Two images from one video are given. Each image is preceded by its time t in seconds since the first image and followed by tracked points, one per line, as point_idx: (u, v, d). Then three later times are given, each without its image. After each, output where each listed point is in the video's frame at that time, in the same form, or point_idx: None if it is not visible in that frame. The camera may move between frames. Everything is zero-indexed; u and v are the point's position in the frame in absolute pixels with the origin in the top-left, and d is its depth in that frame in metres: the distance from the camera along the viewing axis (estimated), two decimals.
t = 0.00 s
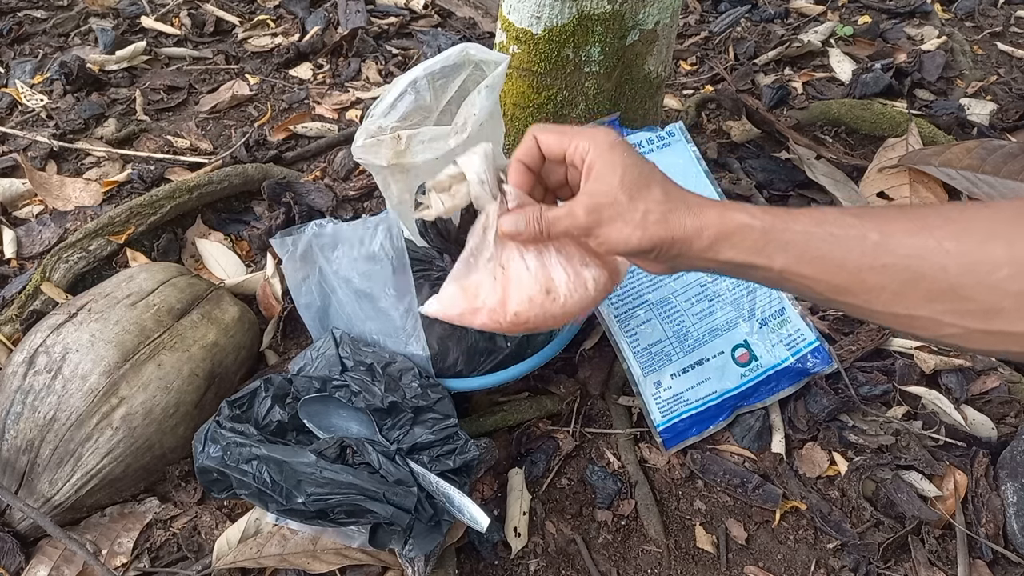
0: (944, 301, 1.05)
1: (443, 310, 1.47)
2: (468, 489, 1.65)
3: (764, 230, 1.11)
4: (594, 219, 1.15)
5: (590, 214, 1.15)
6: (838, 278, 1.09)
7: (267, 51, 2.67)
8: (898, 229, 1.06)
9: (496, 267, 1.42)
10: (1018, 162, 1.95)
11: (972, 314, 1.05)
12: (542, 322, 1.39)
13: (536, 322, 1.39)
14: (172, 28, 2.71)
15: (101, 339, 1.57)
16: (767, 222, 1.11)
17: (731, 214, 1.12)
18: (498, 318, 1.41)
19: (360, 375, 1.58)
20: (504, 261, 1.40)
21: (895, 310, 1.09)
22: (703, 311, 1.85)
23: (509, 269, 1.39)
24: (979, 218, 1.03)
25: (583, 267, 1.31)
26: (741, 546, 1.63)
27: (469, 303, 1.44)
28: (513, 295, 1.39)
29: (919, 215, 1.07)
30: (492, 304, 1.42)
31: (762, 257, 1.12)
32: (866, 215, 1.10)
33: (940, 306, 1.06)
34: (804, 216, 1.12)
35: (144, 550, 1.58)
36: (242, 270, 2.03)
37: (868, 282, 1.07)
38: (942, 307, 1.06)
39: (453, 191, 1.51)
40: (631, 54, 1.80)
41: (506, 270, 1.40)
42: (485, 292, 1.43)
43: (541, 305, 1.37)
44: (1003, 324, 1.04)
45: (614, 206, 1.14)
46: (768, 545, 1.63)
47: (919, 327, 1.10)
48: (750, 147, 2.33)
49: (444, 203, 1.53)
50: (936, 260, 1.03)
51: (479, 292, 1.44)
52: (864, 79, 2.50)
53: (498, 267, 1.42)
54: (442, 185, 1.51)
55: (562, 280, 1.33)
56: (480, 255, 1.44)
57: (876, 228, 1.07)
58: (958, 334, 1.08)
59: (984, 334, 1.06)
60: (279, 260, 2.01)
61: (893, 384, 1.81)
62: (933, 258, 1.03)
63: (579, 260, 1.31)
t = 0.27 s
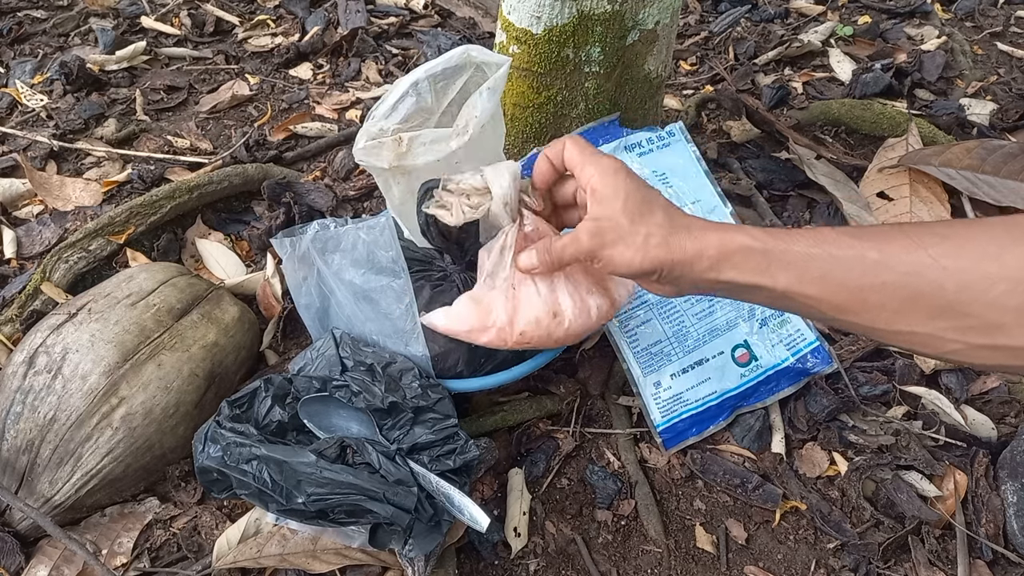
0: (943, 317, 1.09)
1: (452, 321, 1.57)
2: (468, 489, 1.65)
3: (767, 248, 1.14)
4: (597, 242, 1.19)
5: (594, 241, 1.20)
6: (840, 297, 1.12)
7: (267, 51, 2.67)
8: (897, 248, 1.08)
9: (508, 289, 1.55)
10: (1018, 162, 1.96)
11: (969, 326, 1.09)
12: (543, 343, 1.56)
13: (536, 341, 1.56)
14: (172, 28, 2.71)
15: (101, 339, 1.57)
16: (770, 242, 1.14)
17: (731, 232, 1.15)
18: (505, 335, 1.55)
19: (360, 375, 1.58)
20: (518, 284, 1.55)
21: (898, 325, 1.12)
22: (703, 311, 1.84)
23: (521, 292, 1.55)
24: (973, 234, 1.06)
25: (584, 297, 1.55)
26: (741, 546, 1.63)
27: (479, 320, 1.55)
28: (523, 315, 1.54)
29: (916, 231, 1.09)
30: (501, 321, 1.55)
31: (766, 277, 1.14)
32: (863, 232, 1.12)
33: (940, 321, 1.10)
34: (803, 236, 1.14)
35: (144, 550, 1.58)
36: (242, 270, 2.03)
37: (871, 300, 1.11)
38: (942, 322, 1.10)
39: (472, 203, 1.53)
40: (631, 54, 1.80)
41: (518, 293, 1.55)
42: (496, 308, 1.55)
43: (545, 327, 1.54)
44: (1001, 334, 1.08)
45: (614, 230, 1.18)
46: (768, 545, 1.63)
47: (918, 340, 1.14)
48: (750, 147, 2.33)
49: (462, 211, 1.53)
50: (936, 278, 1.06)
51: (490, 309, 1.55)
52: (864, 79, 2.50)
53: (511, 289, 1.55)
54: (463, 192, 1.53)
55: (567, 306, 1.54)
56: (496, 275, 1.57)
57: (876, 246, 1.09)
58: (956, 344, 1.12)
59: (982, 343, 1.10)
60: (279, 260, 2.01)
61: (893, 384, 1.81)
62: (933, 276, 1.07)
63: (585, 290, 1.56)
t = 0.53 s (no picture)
0: (923, 300, 1.01)
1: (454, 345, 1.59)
2: (468, 489, 1.65)
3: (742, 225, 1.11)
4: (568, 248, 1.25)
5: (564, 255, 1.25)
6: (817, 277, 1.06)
7: (267, 51, 2.67)
8: (873, 224, 1.02)
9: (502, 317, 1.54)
10: (1017, 162, 1.95)
11: (951, 310, 0.99)
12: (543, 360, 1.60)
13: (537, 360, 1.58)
14: (172, 28, 2.71)
15: (101, 339, 1.57)
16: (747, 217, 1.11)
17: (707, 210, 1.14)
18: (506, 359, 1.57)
19: (360, 375, 1.58)
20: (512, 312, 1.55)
21: (875, 305, 1.04)
22: (703, 311, 1.84)
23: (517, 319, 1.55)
24: (957, 211, 0.98)
25: (581, 318, 1.57)
26: (741, 546, 1.63)
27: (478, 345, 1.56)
28: (522, 341, 1.55)
29: (898, 208, 1.02)
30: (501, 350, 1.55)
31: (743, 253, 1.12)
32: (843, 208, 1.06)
33: (918, 302, 1.01)
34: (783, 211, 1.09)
35: (144, 550, 1.58)
36: (242, 270, 2.03)
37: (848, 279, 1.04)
38: (920, 304, 1.01)
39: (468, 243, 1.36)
40: (631, 54, 1.79)
41: (514, 319, 1.55)
42: (495, 339, 1.55)
43: (545, 351, 1.56)
44: (986, 321, 0.98)
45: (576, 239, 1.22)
46: (768, 544, 1.63)
47: (899, 323, 1.05)
48: (750, 147, 2.33)
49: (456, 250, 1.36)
50: (909, 257, 0.99)
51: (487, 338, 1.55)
52: (864, 79, 2.50)
53: (506, 319, 1.55)
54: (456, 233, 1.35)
55: (566, 329, 1.56)
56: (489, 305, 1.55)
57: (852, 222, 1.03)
58: (940, 332, 1.03)
59: (968, 332, 1.01)
60: (279, 260, 2.01)
61: (893, 384, 1.81)
62: (907, 255, 0.99)
63: (582, 309, 1.57)
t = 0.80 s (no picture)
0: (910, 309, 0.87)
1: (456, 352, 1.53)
2: (468, 489, 1.65)
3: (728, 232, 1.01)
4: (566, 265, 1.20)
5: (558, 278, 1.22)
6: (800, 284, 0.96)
7: (267, 51, 2.67)
8: (858, 230, 0.89)
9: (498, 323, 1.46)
10: (1018, 163, 1.93)
11: (943, 320, 0.85)
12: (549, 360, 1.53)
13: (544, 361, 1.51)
14: (172, 28, 2.71)
15: (100, 339, 1.57)
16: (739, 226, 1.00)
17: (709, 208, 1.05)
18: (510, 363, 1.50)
19: (360, 375, 1.58)
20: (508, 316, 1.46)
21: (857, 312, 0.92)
22: (704, 311, 1.84)
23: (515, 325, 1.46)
24: (950, 215, 0.83)
25: (583, 318, 1.46)
26: (741, 546, 1.63)
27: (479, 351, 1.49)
28: (521, 346, 1.46)
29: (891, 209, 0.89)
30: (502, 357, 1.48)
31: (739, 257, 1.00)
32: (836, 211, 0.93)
33: (903, 311, 0.88)
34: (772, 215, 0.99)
35: (144, 550, 1.58)
36: (242, 270, 2.03)
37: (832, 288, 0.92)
38: (907, 312, 0.88)
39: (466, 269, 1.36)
40: (631, 54, 1.80)
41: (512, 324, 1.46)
42: (494, 347, 1.46)
43: (548, 353, 1.48)
44: (981, 333, 0.84)
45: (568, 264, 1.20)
46: (768, 545, 1.63)
47: (892, 333, 0.92)
48: (750, 147, 2.33)
49: (455, 276, 1.34)
50: (893, 263, 0.86)
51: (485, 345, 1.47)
52: (864, 79, 2.50)
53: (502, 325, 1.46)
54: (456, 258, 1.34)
55: (567, 331, 1.46)
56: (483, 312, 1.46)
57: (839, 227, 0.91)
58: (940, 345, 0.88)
59: (965, 345, 0.86)
60: (279, 260, 2.01)
61: (893, 384, 1.81)
62: (889, 262, 0.86)
63: (583, 312, 1.46)
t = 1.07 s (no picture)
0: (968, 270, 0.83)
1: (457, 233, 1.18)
2: (468, 489, 1.65)
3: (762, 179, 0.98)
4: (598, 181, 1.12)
5: (607, 145, 1.12)
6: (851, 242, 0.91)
7: (267, 51, 2.67)
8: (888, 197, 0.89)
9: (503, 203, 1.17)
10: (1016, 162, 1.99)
11: (1012, 280, 0.81)
12: (552, 284, 1.13)
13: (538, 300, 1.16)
14: (172, 28, 2.71)
15: (100, 339, 1.57)
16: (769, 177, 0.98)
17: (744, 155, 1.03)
18: (501, 271, 1.16)
19: (360, 375, 1.58)
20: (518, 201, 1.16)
21: (914, 270, 0.87)
22: (703, 311, 1.85)
23: (523, 214, 1.16)
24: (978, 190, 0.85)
25: (608, 233, 1.13)
26: (741, 546, 1.63)
27: (471, 241, 1.18)
28: (525, 236, 1.14)
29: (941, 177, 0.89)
30: (497, 247, 1.16)
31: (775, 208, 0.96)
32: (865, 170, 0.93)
33: (968, 268, 0.83)
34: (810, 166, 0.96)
35: (144, 550, 1.58)
36: (242, 270, 2.03)
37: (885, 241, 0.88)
38: (971, 270, 0.83)
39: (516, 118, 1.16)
40: (631, 54, 1.80)
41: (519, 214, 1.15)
42: (494, 222, 1.16)
43: (552, 266, 1.12)
44: None
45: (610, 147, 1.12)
46: (768, 545, 1.63)
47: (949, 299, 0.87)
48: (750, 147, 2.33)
49: (501, 118, 1.16)
50: (960, 223, 0.83)
51: (483, 226, 1.17)
52: (864, 79, 2.50)
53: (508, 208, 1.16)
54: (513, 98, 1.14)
55: (584, 239, 1.12)
56: (493, 182, 1.18)
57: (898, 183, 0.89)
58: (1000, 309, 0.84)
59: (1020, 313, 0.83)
60: (279, 260, 2.01)
61: (893, 384, 1.81)
62: (960, 221, 0.83)
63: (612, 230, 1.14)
